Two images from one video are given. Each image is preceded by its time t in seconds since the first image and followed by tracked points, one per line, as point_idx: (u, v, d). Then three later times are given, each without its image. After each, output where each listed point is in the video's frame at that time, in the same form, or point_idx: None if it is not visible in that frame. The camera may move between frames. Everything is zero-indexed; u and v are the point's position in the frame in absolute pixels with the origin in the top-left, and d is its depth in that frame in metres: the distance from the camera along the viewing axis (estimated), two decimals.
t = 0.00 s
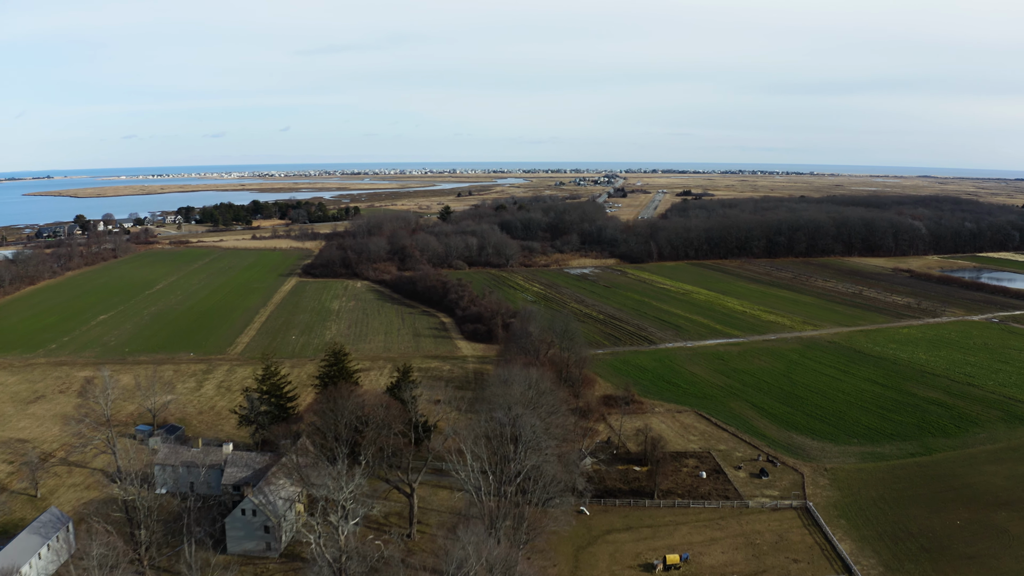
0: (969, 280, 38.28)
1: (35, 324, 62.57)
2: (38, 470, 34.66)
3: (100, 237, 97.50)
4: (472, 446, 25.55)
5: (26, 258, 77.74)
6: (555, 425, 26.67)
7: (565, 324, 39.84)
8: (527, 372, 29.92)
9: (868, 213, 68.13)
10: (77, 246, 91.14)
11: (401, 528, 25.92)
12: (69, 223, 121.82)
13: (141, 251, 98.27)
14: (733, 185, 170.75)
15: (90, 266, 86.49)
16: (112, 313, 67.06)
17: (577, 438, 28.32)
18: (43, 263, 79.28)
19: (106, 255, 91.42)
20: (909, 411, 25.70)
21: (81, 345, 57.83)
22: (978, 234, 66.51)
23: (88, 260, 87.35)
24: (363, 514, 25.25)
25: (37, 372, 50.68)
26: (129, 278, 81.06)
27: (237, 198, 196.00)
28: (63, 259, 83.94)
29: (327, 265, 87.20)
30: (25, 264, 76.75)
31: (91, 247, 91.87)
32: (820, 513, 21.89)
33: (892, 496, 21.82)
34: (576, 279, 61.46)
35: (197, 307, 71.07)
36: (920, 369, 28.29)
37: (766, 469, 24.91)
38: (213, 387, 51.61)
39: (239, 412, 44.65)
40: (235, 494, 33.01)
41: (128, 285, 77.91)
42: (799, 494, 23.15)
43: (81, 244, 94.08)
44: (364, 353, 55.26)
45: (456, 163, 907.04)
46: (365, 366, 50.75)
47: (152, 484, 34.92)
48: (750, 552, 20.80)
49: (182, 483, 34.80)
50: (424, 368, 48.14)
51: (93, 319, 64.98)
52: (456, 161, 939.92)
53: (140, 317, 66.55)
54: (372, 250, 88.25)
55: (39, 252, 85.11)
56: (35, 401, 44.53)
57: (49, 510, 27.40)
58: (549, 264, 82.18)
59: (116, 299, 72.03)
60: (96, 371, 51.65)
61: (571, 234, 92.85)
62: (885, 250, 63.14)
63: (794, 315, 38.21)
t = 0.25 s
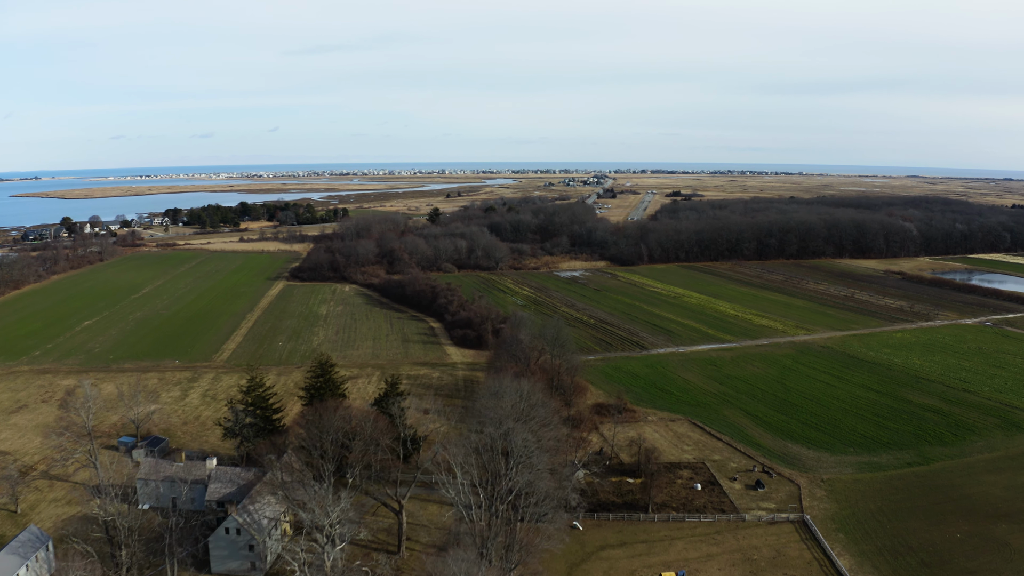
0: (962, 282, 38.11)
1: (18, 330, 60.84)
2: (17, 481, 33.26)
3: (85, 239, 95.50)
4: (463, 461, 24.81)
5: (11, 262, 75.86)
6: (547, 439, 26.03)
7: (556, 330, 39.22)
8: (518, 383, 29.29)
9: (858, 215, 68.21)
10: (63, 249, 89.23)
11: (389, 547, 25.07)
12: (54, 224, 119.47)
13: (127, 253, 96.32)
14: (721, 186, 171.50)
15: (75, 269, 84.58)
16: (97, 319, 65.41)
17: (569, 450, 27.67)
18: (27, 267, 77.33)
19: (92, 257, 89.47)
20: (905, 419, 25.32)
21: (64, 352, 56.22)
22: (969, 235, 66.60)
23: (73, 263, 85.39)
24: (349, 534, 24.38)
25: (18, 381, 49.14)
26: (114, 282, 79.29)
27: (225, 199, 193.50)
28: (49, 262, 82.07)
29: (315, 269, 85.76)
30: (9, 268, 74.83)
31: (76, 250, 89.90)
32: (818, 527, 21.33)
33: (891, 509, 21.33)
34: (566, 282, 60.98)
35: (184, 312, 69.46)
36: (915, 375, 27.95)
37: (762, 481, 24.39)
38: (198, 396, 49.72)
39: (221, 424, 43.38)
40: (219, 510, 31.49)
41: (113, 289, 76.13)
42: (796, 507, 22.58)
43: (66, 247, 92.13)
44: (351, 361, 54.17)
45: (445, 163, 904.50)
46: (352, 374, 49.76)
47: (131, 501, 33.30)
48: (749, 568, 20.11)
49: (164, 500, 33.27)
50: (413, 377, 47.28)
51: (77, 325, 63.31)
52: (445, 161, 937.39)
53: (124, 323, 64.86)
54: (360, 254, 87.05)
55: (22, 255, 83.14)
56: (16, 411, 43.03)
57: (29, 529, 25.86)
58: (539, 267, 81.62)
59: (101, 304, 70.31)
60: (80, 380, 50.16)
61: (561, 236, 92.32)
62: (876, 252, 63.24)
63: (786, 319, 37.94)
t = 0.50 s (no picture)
0: (956, 284, 37.97)
1: (4, 336, 59.50)
2: None
3: (73, 242, 93.91)
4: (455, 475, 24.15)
5: None
6: (540, 452, 25.46)
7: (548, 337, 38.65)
8: (511, 394, 28.70)
9: (851, 216, 68.15)
10: (50, 251, 87.69)
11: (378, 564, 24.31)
12: (40, 226, 117.52)
13: (116, 256, 94.78)
14: (711, 186, 172.08)
15: (64, 272, 83.06)
16: (84, 323, 64.04)
17: (562, 461, 27.08)
18: (13, 270, 75.81)
19: (81, 260, 87.96)
20: (903, 426, 24.97)
21: (51, 358, 54.98)
22: (962, 236, 66.67)
23: (61, 266, 83.85)
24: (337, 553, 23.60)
25: (3, 389, 47.91)
26: (102, 286, 77.85)
27: (214, 200, 191.50)
28: (37, 265, 80.55)
29: (305, 272, 84.51)
30: None
31: (65, 252, 88.37)
32: (816, 539, 20.81)
33: (890, 520, 20.89)
34: (557, 285, 60.57)
35: (172, 316, 68.11)
36: (911, 381, 27.64)
37: (759, 491, 23.89)
38: (185, 404, 48.18)
39: (206, 433, 42.25)
40: (205, 525, 30.49)
41: (101, 293, 74.72)
42: (794, 519, 22.06)
43: (54, 249, 90.63)
44: (341, 367, 53.21)
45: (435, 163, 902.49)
46: (342, 381, 48.87)
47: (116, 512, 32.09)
48: None
49: (149, 515, 31.84)
50: (403, 384, 46.51)
51: (64, 330, 61.96)
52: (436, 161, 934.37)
53: (111, 327, 63.50)
54: (350, 257, 86.01)
55: (10, 258, 81.61)
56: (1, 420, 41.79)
57: (9, 546, 24.34)
58: (530, 269, 81.12)
59: (89, 308, 68.95)
60: (67, 387, 48.96)
61: (553, 238, 91.83)
62: (869, 254, 63.18)
63: (779, 322, 37.68)
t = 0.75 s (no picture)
0: (950, 287, 37.84)
1: None
2: None
3: (60, 245, 92.15)
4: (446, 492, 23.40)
5: None
6: (533, 466, 24.80)
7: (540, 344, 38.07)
8: (503, 406, 28.05)
9: (843, 218, 68.05)
10: (37, 254, 85.97)
11: None
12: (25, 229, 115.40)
13: (104, 258, 93.05)
14: (701, 186, 172.57)
15: (50, 276, 81.34)
16: (70, 329, 62.50)
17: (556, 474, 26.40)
18: None
19: (68, 263, 86.24)
20: (900, 434, 24.57)
21: (35, 365, 53.55)
22: (954, 237, 66.73)
23: (48, 269, 82.11)
24: None
25: None
26: (89, 289, 76.24)
27: (203, 201, 189.39)
28: (23, 269, 78.81)
29: (294, 275, 83.19)
30: None
31: (51, 256, 86.65)
32: (815, 553, 20.24)
33: (890, 533, 20.39)
34: (549, 288, 60.08)
35: (160, 321, 66.57)
36: (908, 387, 27.26)
37: (756, 504, 23.33)
38: (171, 413, 46.36)
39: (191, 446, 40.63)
40: (190, 544, 27.83)
41: (88, 297, 73.15)
42: (792, 532, 21.48)
43: (41, 252, 88.89)
44: (330, 375, 52.20)
45: (425, 162, 900.65)
46: (330, 389, 47.93)
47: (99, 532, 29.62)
48: None
49: (132, 531, 29.35)
50: (393, 393, 45.68)
51: (49, 336, 60.46)
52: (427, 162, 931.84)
53: (98, 333, 61.94)
54: (340, 260, 84.83)
55: None
56: None
57: None
58: (521, 272, 80.47)
59: (75, 313, 67.40)
60: (51, 395, 47.63)
61: (544, 240, 91.32)
62: (862, 256, 63.05)
63: (773, 326, 37.35)
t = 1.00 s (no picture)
0: (943, 290, 37.74)
1: None
2: None
3: (48, 247, 90.49)
4: (436, 508, 22.75)
5: None
6: (524, 479, 24.16)
7: (531, 350, 37.55)
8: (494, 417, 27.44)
9: (835, 219, 67.99)
10: (23, 257, 84.22)
11: None
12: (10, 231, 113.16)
13: (92, 261, 91.36)
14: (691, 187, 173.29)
15: (37, 279, 79.60)
16: (57, 334, 61.14)
17: (547, 486, 25.72)
18: None
19: (55, 266, 84.49)
20: (897, 442, 24.22)
21: (21, 372, 52.15)
22: (946, 239, 66.88)
23: (35, 272, 80.41)
24: None
25: None
26: (77, 293, 74.65)
27: (192, 203, 187.14)
28: (11, 272, 77.02)
29: (283, 279, 81.88)
30: None
31: (38, 258, 84.89)
32: (814, 567, 19.68)
33: (890, 545, 19.94)
34: (539, 290, 59.64)
35: (148, 325, 65.15)
36: (904, 393, 26.95)
37: (753, 515, 22.78)
38: (157, 423, 44.42)
39: (177, 457, 38.95)
40: (175, 560, 26.76)
41: (76, 301, 71.57)
42: (790, 545, 20.95)
43: (28, 255, 87.06)
44: (319, 382, 51.26)
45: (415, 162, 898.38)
46: (319, 397, 47.04)
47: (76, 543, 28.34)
48: None
49: (115, 547, 27.88)
50: (383, 400, 44.92)
51: (35, 342, 58.94)
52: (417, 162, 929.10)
53: (85, 338, 60.53)
54: (330, 263, 83.61)
55: None
56: None
57: None
58: (512, 275, 79.86)
59: (62, 318, 65.86)
60: (36, 404, 46.30)
61: (535, 242, 90.76)
62: (854, 257, 62.99)
63: (766, 330, 37.09)
